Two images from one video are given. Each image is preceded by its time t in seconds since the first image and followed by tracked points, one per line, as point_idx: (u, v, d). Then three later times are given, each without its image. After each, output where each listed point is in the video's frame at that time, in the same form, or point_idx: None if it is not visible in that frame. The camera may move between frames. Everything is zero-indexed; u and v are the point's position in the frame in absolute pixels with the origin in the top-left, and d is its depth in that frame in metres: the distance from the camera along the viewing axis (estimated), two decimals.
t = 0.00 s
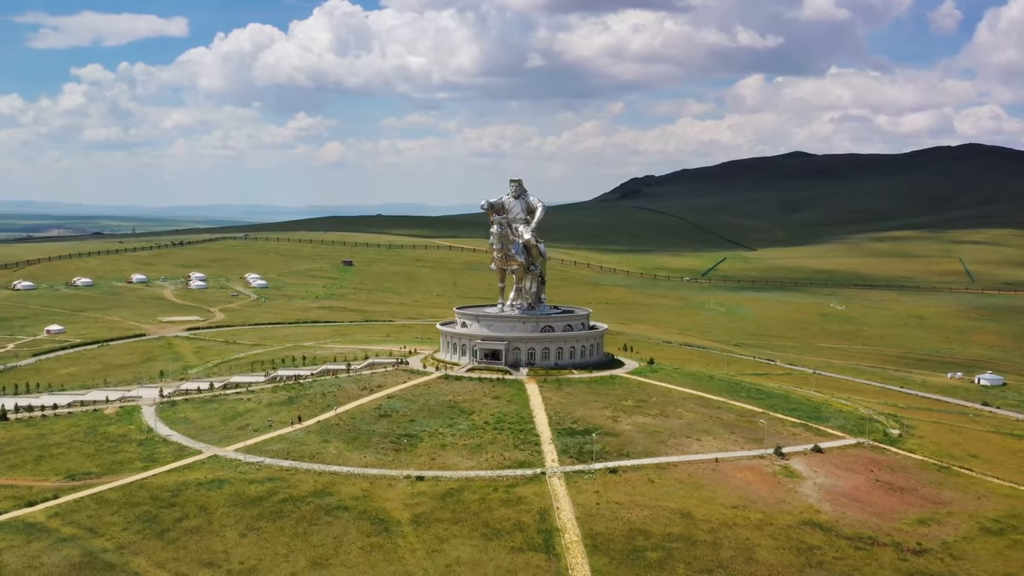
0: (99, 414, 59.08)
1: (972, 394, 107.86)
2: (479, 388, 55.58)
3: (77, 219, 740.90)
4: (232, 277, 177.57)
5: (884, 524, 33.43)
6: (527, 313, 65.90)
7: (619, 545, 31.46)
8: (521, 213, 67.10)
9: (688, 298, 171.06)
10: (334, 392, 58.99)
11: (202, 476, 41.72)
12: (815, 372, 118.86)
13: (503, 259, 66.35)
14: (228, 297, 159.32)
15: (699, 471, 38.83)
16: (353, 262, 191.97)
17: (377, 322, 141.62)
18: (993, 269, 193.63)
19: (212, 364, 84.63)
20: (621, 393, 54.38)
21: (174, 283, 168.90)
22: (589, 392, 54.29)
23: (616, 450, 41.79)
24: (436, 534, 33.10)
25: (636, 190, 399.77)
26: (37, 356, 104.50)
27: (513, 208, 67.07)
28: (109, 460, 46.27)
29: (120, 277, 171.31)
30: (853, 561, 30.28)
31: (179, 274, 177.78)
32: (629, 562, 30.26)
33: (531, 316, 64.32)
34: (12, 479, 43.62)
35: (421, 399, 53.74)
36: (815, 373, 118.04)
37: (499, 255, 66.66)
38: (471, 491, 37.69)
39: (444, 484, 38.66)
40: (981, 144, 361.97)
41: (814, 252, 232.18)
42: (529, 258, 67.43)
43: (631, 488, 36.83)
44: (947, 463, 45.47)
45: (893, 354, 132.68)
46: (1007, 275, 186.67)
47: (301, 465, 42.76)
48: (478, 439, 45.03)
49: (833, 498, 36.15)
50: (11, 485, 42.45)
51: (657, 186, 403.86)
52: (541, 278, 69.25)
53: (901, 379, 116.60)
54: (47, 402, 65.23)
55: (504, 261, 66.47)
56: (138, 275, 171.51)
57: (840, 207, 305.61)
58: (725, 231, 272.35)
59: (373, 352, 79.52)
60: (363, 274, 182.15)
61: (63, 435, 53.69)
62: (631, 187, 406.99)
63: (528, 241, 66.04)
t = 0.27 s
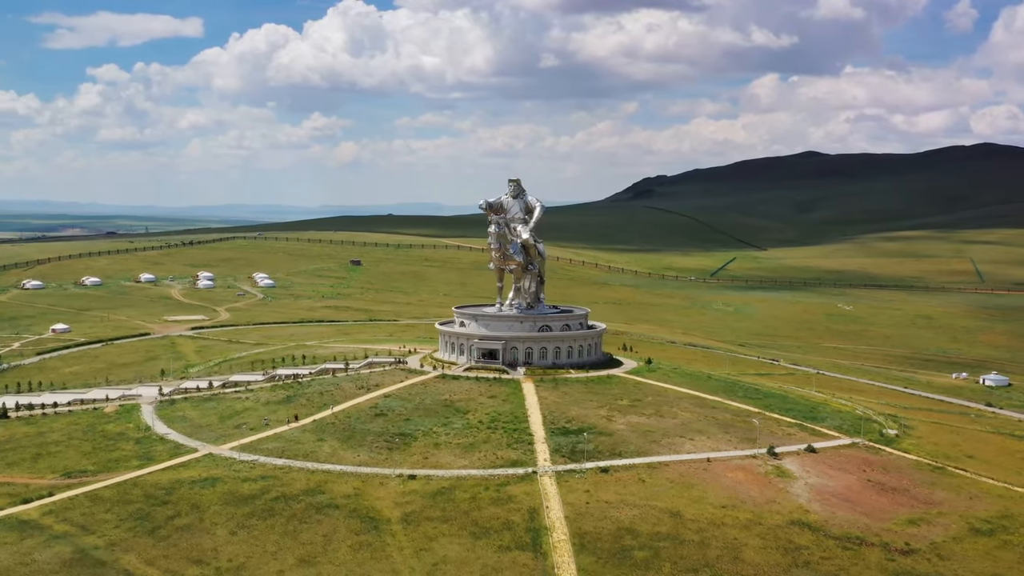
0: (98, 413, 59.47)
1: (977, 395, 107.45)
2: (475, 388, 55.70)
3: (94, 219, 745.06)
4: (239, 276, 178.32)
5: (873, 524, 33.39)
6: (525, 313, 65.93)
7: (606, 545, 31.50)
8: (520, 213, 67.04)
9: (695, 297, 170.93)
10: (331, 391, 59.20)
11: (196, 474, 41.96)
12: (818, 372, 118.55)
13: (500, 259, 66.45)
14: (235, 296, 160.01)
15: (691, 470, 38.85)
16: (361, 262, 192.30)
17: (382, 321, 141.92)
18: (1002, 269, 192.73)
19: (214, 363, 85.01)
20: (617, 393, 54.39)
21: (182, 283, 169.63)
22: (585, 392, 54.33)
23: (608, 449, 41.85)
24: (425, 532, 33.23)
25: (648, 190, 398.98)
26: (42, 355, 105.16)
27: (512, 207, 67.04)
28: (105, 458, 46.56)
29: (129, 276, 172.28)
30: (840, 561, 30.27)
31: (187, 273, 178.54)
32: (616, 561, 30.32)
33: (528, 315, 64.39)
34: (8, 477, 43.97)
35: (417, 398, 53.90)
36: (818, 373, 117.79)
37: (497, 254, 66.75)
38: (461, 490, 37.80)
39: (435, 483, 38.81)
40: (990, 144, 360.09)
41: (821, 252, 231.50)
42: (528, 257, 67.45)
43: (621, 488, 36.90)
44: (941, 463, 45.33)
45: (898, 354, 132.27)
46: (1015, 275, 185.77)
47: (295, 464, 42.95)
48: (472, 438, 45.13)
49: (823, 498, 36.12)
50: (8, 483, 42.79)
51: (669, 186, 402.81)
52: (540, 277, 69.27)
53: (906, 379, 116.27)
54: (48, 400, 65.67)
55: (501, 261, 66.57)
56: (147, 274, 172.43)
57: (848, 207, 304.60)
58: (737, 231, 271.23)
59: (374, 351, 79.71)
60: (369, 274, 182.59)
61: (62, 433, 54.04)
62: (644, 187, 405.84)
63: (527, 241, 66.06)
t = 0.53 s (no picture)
0: (98, 411, 59.83)
1: (981, 395, 107.05)
2: (472, 387, 55.85)
3: (105, 219, 748.56)
4: (247, 276, 179.00)
5: (863, 524, 33.32)
6: (523, 312, 66.03)
7: (594, 544, 31.56)
8: (518, 212, 67.23)
9: (702, 297, 170.79)
10: (329, 390, 59.43)
11: (191, 472, 42.20)
12: (821, 372, 118.30)
13: (499, 258, 66.53)
14: (242, 295, 160.61)
15: (682, 470, 38.87)
16: (369, 262, 192.54)
17: (386, 321, 142.15)
18: (1010, 269, 191.82)
19: (215, 362, 85.38)
20: (613, 392, 54.43)
21: (190, 282, 170.29)
22: (581, 391, 54.40)
23: (600, 449, 41.90)
24: (414, 531, 33.35)
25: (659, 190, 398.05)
26: (47, 353, 105.73)
27: (511, 207, 67.21)
28: (102, 456, 46.84)
29: (137, 275, 173.12)
30: (827, 561, 30.24)
31: (195, 273, 179.24)
32: (602, 560, 30.37)
33: (526, 315, 64.52)
34: (5, 474, 44.28)
35: (413, 398, 54.06)
36: (822, 373, 117.55)
37: (496, 254, 66.81)
38: (453, 489, 37.92)
39: (427, 482, 38.94)
40: (1000, 144, 358.43)
41: (827, 252, 230.83)
42: (526, 257, 67.56)
43: (612, 487, 36.94)
44: (936, 463, 45.18)
45: (903, 354, 131.87)
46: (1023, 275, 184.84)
47: (289, 462, 43.15)
48: (465, 437, 45.25)
49: (813, 498, 36.08)
50: (4, 480, 43.10)
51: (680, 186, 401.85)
52: (538, 277, 69.33)
53: (911, 379, 115.93)
54: (49, 398, 66.08)
55: (500, 260, 66.64)
56: (155, 273, 173.22)
57: (857, 207, 303.54)
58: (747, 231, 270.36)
59: (373, 350, 79.92)
60: (375, 274, 182.87)
61: (61, 432, 54.38)
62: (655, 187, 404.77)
63: (524, 240, 66.21)
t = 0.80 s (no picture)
0: (98, 410, 60.22)
1: (987, 395, 106.49)
2: (469, 386, 56.01)
3: (118, 220, 752.19)
4: (255, 275, 179.62)
5: (852, 524, 33.28)
6: (522, 312, 66.16)
7: (582, 543, 31.62)
8: (517, 212, 67.28)
9: (709, 297, 170.49)
10: (327, 389, 59.67)
11: (186, 471, 42.43)
12: (824, 372, 118.10)
13: (498, 258, 66.48)
14: (249, 295, 161.23)
15: (673, 469, 38.87)
16: (378, 262, 192.91)
17: (391, 320, 142.38)
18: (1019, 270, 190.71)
19: (217, 361, 85.78)
20: (609, 391, 54.49)
21: (199, 282, 170.99)
22: (577, 391, 54.49)
23: (593, 448, 41.98)
24: (402, 529, 33.48)
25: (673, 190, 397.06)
26: (52, 352, 106.37)
27: (510, 207, 67.28)
28: (98, 455, 47.11)
29: (146, 275, 174.02)
30: (815, 561, 30.21)
31: (203, 272, 179.93)
32: (589, 559, 30.41)
33: (524, 314, 64.63)
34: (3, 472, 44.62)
35: (410, 397, 54.22)
36: (826, 373, 117.18)
37: (494, 254, 66.75)
38: (444, 487, 38.06)
39: (419, 481, 39.08)
40: (1010, 144, 356.67)
41: (835, 252, 230.15)
42: (525, 256, 67.60)
43: (603, 487, 37.01)
44: (929, 463, 45.03)
45: (909, 354, 131.48)
46: None
47: (283, 461, 43.36)
48: (459, 436, 45.39)
49: (804, 498, 36.04)
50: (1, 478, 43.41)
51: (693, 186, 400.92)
52: (537, 277, 69.40)
53: (917, 379, 115.46)
54: (50, 397, 66.50)
55: (498, 260, 66.60)
56: (164, 273, 174.10)
57: (865, 207, 302.37)
58: (760, 231, 269.45)
59: (374, 350, 80.17)
60: (383, 273, 183.24)
61: (61, 430, 54.76)
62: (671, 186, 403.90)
63: (523, 240, 66.24)
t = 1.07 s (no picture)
0: (100, 408, 60.63)
1: (993, 396, 105.95)
2: (466, 385, 56.14)
3: (129, 220, 756.17)
4: (263, 275, 180.36)
5: (840, 524, 33.24)
6: (520, 311, 66.28)
7: (569, 542, 31.69)
8: (516, 212, 67.61)
9: (716, 297, 170.20)
10: (325, 388, 59.91)
11: (181, 469, 42.67)
12: (828, 372, 117.89)
13: (497, 258, 66.43)
14: (256, 294, 161.81)
15: (665, 468, 38.91)
16: (387, 262, 193.38)
17: (397, 320, 142.67)
18: None
19: (220, 360, 86.18)
20: (606, 391, 54.54)
21: (207, 281, 171.78)
22: (574, 390, 54.55)
23: (585, 448, 42.04)
24: (392, 527, 33.64)
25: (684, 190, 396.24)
26: (57, 351, 107.03)
27: (508, 207, 67.58)
28: (96, 452, 47.44)
29: (155, 274, 174.88)
30: (801, 561, 30.19)
31: (211, 272, 180.76)
32: (576, 558, 30.47)
33: (522, 314, 64.71)
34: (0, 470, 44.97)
35: (406, 396, 54.39)
36: (831, 373, 116.85)
37: (493, 254, 66.73)
38: (436, 486, 38.18)
39: (411, 479, 39.20)
40: (1020, 143, 354.84)
41: (842, 252, 229.49)
42: (524, 256, 67.67)
43: (593, 486, 37.09)
44: (924, 463, 44.86)
45: (916, 355, 131.04)
46: None
47: (277, 459, 43.57)
48: (453, 435, 45.51)
49: (794, 498, 36.01)
50: None
51: (704, 186, 400.01)
52: (535, 277, 69.47)
53: (923, 380, 114.98)
54: (53, 395, 67.02)
55: (498, 260, 66.53)
56: (173, 272, 174.91)
57: (874, 207, 301.10)
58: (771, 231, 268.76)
59: (375, 349, 80.39)
60: (390, 273, 183.62)
61: (61, 428, 55.17)
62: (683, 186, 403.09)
63: (522, 239, 66.30)
